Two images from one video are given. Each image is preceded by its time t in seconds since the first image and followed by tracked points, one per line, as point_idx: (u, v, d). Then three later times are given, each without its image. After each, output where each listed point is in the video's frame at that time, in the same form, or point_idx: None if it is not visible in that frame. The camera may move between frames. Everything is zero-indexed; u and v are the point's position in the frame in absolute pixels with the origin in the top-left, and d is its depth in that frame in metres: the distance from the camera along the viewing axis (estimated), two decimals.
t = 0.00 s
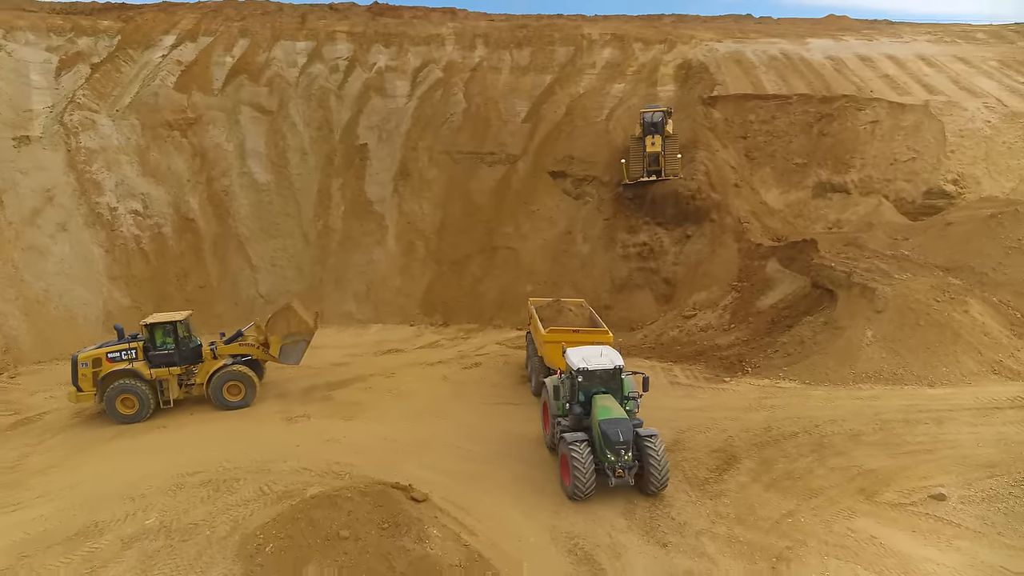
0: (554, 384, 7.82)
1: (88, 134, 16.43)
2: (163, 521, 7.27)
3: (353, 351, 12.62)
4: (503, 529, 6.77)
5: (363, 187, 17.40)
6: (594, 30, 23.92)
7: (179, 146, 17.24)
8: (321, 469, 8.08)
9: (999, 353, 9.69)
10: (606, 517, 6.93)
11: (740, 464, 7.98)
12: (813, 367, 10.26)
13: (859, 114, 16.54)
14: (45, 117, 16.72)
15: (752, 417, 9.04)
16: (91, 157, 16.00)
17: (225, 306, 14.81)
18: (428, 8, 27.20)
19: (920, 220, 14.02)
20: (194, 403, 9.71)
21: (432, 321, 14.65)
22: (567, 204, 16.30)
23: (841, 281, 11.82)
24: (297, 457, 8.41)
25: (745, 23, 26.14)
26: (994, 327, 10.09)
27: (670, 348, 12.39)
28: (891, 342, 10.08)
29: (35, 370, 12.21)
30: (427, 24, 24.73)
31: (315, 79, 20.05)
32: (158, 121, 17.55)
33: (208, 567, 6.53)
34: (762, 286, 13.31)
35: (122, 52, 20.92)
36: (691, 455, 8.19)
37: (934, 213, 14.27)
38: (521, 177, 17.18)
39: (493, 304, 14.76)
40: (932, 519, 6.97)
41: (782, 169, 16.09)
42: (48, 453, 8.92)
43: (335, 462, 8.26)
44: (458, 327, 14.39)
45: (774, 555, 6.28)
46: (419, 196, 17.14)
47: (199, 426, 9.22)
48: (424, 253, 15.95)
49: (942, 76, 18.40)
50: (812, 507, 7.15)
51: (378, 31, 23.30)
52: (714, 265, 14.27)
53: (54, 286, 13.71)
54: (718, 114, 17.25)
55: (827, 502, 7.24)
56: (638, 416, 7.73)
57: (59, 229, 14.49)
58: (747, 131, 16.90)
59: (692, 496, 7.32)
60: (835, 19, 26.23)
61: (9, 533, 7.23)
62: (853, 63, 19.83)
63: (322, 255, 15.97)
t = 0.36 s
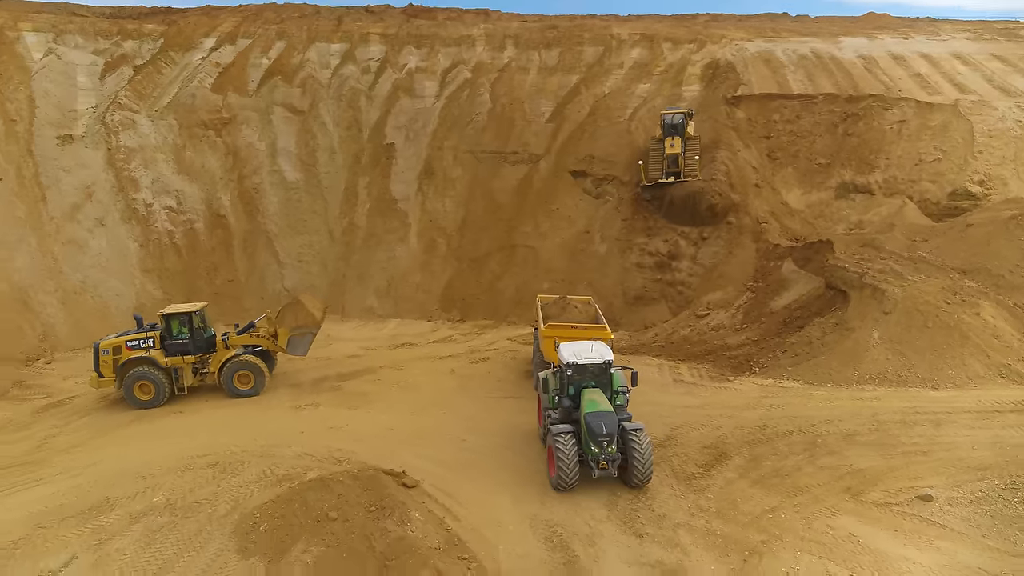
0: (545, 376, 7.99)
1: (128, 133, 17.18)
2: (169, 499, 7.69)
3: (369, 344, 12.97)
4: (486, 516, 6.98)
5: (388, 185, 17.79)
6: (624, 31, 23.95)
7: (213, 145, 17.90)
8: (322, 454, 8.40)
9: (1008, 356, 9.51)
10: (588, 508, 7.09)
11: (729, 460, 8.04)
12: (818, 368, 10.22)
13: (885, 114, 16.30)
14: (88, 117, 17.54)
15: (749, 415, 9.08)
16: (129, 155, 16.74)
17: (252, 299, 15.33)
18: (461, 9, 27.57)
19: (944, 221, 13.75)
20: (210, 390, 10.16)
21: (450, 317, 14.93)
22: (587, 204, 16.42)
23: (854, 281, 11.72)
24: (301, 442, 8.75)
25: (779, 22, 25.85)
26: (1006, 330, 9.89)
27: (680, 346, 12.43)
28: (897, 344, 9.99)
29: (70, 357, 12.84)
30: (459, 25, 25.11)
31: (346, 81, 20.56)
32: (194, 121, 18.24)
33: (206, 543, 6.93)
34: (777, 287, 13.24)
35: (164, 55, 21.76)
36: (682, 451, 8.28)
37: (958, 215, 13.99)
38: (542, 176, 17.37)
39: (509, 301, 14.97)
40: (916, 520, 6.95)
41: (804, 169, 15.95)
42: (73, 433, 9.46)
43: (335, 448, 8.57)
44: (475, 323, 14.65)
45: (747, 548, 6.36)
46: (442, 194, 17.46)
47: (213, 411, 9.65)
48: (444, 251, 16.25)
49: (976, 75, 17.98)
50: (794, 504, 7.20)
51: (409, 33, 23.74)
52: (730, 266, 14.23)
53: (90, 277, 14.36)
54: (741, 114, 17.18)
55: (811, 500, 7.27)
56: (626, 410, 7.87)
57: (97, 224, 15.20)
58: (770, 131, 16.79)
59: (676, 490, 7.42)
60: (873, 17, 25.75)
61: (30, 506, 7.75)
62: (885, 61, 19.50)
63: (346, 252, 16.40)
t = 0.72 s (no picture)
0: (536, 368, 8.21)
1: (164, 132, 17.90)
2: (177, 477, 8.12)
3: (383, 336, 13.32)
4: (470, 501, 7.22)
5: (412, 183, 18.16)
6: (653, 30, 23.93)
7: (245, 143, 18.52)
8: (323, 439, 8.71)
9: (1014, 358, 9.35)
10: (570, 496, 7.27)
11: (718, 455, 8.12)
12: (820, 367, 10.20)
13: (911, 113, 16.05)
14: (128, 117, 18.33)
15: (744, 412, 9.12)
16: (165, 153, 17.45)
17: (277, 292, 15.85)
18: (493, 9, 27.86)
19: (966, 221, 13.48)
20: (226, 377, 10.61)
21: (466, 313, 15.21)
22: (605, 202, 16.54)
23: (865, 282, 11.62)
24: (306, 428, 9.10)
25: (815, 20, 25.48)
26: (1016, 332, 9.72)
27: (688, 344, 12.47)
28: (901, 344, 9.92)
29: (102, 344, 13.49)
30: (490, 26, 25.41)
31: (375, 81, 21.04)
32: (228, 120, 18.90)
33: (205, 519, 7.33)
34: (791, 286, 13.17)
35: (203, 56, 22.54)
36: (672, 444, 8.39)
37: (981, 215, 13.69)
38: (563, 175, 17.53)
39: (525, 298, 15.18)
40: (898, 517, 6.96)
41: (826, 169, 15.80)
42: (96, 415, 10.00)
43: (337, 434, 8.90)
44: (490, 319, 14.91)
45: (719, 538, 6.47)
46: (464, 192, 17.76)
47: (225, 396, 10.07)
48: (464, 248, 16.54)
49: (1011, 72, 17.53)
50: (776, 498, 7.26)
51: (440, 34, 24.12)
52: (745, 265, 14.21)
53: (124, 269, 15.04)
54: (764, 114, 17.09)
55: (793, 495, 7.33)
56: (615, 403, 8.03)
57: (133, 219, 15.90)
58: (792, 130, 16.67)
59: (660, 481, 7.55)
60: (912, 14, 25.20)
61: (51, 479, 8.28)
62: (917, 59, 19.14)
63: (369, 247, 16.81)
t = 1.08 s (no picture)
0: (523, 360, 8.44)
1: (193, 131, 18.55)
2: (180, 458, 8.54)
3: (394, 329, 13.66)
4: (452, 486, 7.47)
5: (430, 181, 18.49)
6: (677, 30, 23.90)
7: (270, 142, 19.07)
8: (321, 426, 9.04)
9: (1012, 359, 9.26)
10: (549, 484, 7.47)
11: (701, 448, 8.24)
12: (816, 366, 10.22)
13: (931, 112, 15.84)
14: (160, 116, 19.04)
15: (734, 407, 9.20)
16: (193, 151, 18.08)
17: (295, 286, 16.32)
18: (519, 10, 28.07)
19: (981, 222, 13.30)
20: (236, 365, 11.04)
21: (478, 309, 15.47)
22: (619, 201, 16.65)
23: (870, 281, 11.56)
24: (306, 414, 9.45)
25: (844, 18, 25.15)
26: (1016, 332, 9.62)
27: (692, 341, 12.53)
28: (898, 343, 9.88)
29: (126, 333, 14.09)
30: (515, 26, 25.65)
31: (399, 81, 21.44)
32: (255, 120, 19.48)
33: (202, 497, 7.72)
34: (799, 286, 13.15)
35: (234, 58, 23.24)
36: (658, 437, 8.53)
37: (997, 216, 13.50)
38: (578, 174, 17.69)
39: (536, 294, 15.39)
40: (872, 512, 7.00)
41: (841, 168, 15.69)
42: (113, 399, 10.52)
43: (334, 420, 9.23)
44: (500, 315, 15.15)
45: (688, 527, 6.61)
46: (480, 190, 18.04)
47: (234, 384, 10.47)
48: (478, 245, 16.81)
49: None
50: (752, 491, 7.36)
51: (464, 35, 24.44)
52: (754, 265, 14.20)
53: (150, 262, 15.67)
54: (781, 112, 17.01)
55: (770, 488, 7.42)
56: (599, 395, 8.21)
57: (160, 214, 16.54)
58: (809, 129, 16.56)
59: (639, 472, 7.70)
60: (946, 10, 24.68)
61: (65, 457, 8.79)
62: (942, 58, 18.83)
63: (386, 244, 17.18)
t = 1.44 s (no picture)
0: (509, 353, 8.67)
1: (218, 130, 19.16)
2: (183, 442, 8.95)
3: (401, 324, 13.98)
4: (433, 472, 7.72)
5: (446, 179, 18.81)
6: (699, 29, 23.87)
7: (292, 141, 19.60)
8: (318, 414, 9.38)
9: (1006, 360, 9.20)
10: (527, 473, 7.68)
11: (683, 442, 8.38)
12: (810, 364, 10.27)
13: (948, 111, 15.65)
14: (187, 116, 19.71)
15: (722, 403, 9.31)
16: (218, 150, 18.68)
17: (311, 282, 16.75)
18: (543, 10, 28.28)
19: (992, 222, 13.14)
20: (245, 356, 11.46)
21: (487, 305, 15.73)
22: (630, 200, 16.75)
23: (871, 281, 11.52)
24: (305, 403, 9.80)
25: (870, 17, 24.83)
26: (1012, 333, 9.55)
27: (693, 339, 12.60)
28: (892, 343, 9.86)
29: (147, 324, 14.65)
30: (537, 27, 25.86)
31: (419, 81, 21.82)
32: (278, 120, 20.03)
33: (199, 478, 8.11)
34: (803, 286, 13.13)
35: (262, 59, 23.89)
36: (641, 431, 8.69)
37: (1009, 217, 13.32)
38: (591, 173, 17.83)
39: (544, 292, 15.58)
40: (843, 507, 7.07)
41: (854, 168, 15.58)
42: (127, 386, 11.02)
43: (331, 410, 9.56)
44: (508, 312, 15.38)
45: (655, 517, 6.77)
46: (495, 189, 18.29)
47: (240, 373, 10.89)
48: (490, 242, 17.06)
49: None
50: (726, 484, 7.49)
51: (486, 36, 24.75)
52: (761, 264, 14.21)
53: (173, 257, 16.25)
54: (795, 112, 16.94)
55: (745, 482, 7.53)
56: (582, 388, 8.40)
57: (184, 210, 17.13)
58: (823, 129, 16.46)
59: (617, 464, 7.88)
60: (977, 7, 24.18)
61: (78, 439, 9.29)
62: (965, 56, 18.54)
63: (401, 241, 17.54)
